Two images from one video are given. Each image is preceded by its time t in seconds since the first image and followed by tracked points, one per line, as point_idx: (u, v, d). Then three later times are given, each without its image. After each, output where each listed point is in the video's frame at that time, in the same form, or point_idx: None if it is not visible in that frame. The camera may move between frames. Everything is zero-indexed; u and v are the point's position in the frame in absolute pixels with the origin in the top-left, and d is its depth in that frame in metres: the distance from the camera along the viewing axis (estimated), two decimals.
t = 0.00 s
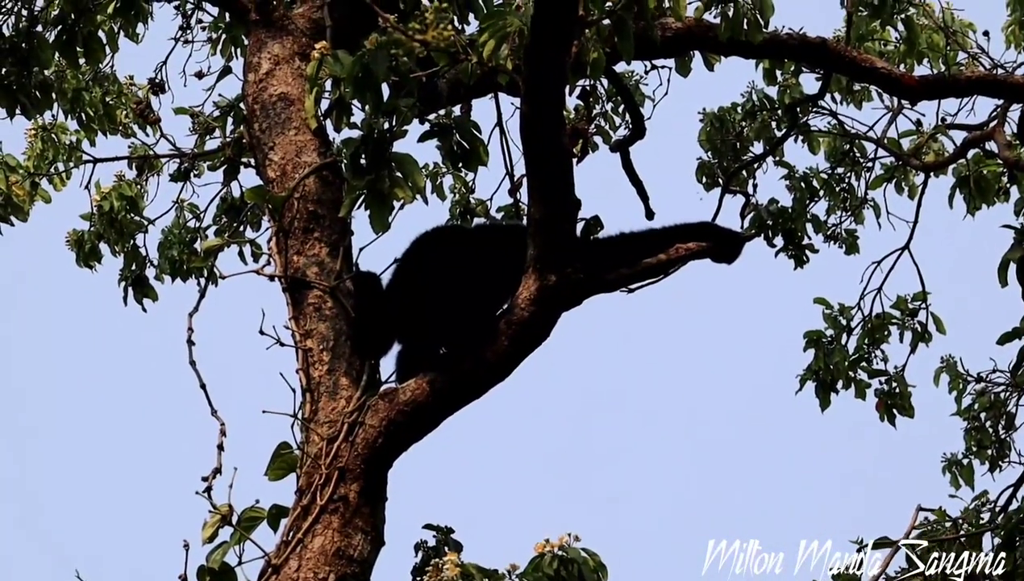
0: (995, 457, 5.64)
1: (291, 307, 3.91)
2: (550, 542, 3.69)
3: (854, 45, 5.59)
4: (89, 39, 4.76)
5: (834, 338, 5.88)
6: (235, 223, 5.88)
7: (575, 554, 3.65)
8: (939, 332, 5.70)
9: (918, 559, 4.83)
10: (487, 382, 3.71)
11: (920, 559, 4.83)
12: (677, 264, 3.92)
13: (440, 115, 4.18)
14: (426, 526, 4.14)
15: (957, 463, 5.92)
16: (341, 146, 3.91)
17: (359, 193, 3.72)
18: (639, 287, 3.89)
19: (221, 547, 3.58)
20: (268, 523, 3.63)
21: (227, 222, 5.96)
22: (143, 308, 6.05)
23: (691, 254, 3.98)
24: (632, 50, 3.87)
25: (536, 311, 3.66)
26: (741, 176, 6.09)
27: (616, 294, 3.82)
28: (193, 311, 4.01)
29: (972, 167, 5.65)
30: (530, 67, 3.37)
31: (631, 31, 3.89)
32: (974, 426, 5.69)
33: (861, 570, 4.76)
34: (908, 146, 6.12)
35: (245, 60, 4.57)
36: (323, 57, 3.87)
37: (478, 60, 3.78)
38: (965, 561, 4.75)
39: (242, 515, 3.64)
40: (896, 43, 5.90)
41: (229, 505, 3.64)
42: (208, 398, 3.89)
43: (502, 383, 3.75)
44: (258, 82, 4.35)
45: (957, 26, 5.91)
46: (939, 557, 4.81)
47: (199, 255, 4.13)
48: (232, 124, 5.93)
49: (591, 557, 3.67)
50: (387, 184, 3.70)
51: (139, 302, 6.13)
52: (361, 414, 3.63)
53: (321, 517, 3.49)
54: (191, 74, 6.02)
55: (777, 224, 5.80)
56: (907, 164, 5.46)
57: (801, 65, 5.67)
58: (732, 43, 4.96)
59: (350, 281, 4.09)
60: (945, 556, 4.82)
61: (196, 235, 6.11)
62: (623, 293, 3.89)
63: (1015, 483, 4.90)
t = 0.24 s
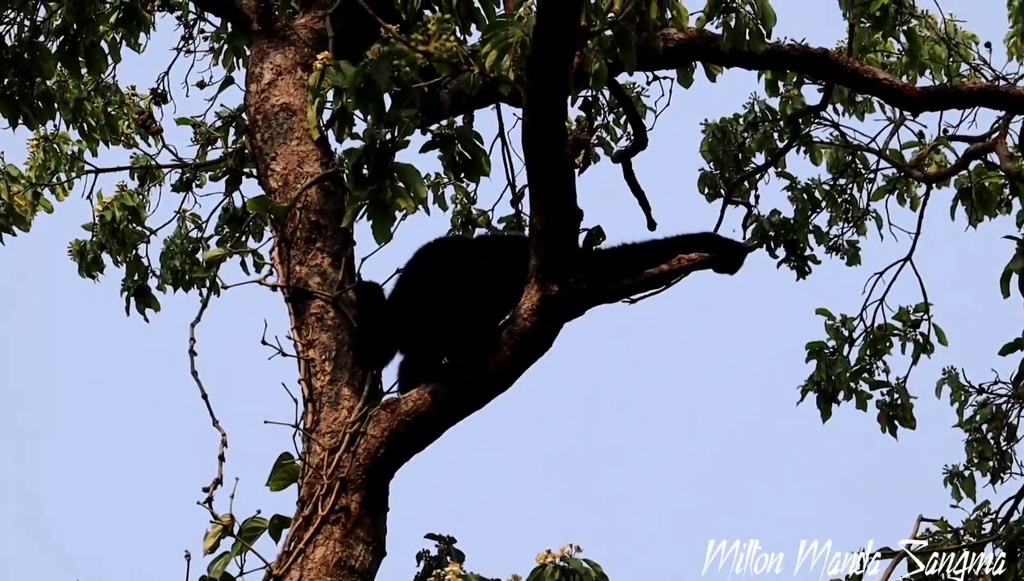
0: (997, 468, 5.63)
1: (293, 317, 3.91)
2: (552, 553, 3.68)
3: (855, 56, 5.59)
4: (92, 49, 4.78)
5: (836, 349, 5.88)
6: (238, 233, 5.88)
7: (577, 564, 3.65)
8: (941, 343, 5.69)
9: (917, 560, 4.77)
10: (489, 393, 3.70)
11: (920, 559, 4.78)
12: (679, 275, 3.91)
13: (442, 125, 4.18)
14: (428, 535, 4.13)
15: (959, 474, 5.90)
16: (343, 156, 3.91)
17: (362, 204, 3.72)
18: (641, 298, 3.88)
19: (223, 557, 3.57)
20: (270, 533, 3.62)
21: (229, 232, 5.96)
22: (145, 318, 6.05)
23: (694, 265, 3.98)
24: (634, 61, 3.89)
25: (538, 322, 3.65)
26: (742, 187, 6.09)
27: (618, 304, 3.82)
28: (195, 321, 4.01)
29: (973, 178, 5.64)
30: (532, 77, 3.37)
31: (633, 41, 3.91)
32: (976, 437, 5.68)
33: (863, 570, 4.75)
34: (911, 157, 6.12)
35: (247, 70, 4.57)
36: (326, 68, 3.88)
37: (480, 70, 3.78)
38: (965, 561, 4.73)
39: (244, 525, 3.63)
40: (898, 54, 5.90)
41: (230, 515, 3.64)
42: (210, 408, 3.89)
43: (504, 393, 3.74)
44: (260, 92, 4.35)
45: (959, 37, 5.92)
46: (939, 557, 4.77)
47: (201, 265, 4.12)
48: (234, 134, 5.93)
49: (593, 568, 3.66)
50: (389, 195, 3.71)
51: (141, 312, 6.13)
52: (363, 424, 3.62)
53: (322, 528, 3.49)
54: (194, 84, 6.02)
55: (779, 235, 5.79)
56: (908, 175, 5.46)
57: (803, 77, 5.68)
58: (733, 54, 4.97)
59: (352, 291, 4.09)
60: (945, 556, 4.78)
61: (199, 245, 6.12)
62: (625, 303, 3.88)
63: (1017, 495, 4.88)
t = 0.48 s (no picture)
0: (997, 482, 5.61)
1: (294, 329, 3.90)
2: (552, 566, 3.65)
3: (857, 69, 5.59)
4: (93, 60, 4.78)
5: (836, 361, 5.86)
6: (238, 244, 5.87)
7: (577, 577, 3.62)
8: (941, 356, 5.68)
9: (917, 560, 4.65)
10: (490, 405, 3.69)
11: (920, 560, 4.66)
12: (681, 288, 3.90)
13: (444, 137, 4.18)
14: (428, 547, 4.12)
15: (958, 487, 5.88)
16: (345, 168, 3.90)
17: (363, 216, 3.71)
18: (642, 311, 3.87)
19: (223, 568, 3.56)
20: (270, 544, 3.60)
21: (230, 243, 5.96)
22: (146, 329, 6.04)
23: (695, 277, 3.97)
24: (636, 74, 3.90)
25: (539, 334, 3.64)
26: (744, 199, 6.07)
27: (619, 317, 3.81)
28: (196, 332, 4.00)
29: (975, 192, 5.64)
30: (534, 90, 3.37)
31: (635, 53, 3.93)
32: (976, 451, 5.66)
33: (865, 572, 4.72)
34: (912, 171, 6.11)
35: (249, 82, 4.57)
36: (327, 79, 3.87)
37: (482, 82, 3.78)
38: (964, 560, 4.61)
39: (244, 536, 3.62)
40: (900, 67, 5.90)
41: (230, 526, 3.62)
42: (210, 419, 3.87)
43: (505, 406, 3.73)
44: (262, 103, 4.35)
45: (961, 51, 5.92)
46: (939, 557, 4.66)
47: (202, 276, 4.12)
48: (235, 146, 5.93)
49: None
50: (390, 207, 3.70)
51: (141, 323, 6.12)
52: (363, 436, 3.61)
53: (322, 539, 3.48)
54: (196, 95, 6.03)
55: (780, 248, 5.78)
56: (910, 188, 5.46)
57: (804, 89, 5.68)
58: (735, 67, 4.97)
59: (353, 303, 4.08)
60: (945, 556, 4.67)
61: (199, 256, 6.11)
62: (626, 316, 3.87)
63: (1018, 509, 4.86)
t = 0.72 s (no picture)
0: (989, 495, 5.61)
1: (288, 337, 3.89)
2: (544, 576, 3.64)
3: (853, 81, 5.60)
4: (90, 68, 4.78)
5: (830, 374, 5.86)
6: (233, 253, 5.86)
7: None
8: (935, 369, 5.68)
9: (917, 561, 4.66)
10: (484, 416, 3.68)
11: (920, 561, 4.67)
12: (676, 299, 3.91)
13: (440, 147, 4.18)
14: (420, 557, 4.11)
15: (951, 500, 5.88)
16: (341, 178, 3.90)
17: (359, 226, 3.71)
18: (636, 322, 3.86)
19: (215, 577, 3.54)
20: (263, 553, 3.59)
21: (225, 252, 5.95)
22: (140, 338, 6.03)
23: (690, 289, 3.97)
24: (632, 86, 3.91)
25: (534, 344, 3.64)
26: (739, 212, 6.08)
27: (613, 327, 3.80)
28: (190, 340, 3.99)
29: (970, 205, 5.65)
30: (530, 100, 3.37)
31: (632, 65, 3.91)
32: (968, 463, 5.66)
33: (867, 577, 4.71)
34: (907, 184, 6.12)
35: (245, 91, 4.57)
36: (324, 89, 3.87)
37: (479, 93, 3.78)
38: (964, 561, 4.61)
39: (237, 545, 3.60)
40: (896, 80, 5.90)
41: (223, 534, 3.61)
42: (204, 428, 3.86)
43: (499, 416, 3.72)
44: (259, 112, 4.35)
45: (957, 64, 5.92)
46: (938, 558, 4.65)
47: (197, 285, 4.10)
48: (231, 155, 5.93)
49: None
50: (386, 217, 3.70)
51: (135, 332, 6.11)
52: (357, 445, 3.60)
53: (315, 548, 3.47)
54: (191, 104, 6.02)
55: (775, 260, 5.79)
56: (906, 201, 5.47)
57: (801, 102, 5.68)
58: (732, 79, 4.98)
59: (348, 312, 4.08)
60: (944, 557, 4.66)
61: (194, 265, 6.10)
62: (621, 327, 3.87)
63: (1010, 521, 4.86)
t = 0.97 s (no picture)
0: (972, 493, 5.64)
1: (271, 336, 3.89)
2: (528, 574, 3.64)
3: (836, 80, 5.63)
4: (73, 65, 4.76)
5: (813, 372, 5.89)
6: (216, 251, 5.85)
7: None
8: (918, 368, 5.71)
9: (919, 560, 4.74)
10: (468, 413, 3.69)
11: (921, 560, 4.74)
12: (659, 297, 3.92)
13: (424, 145, 4.18)
14: (404, 556, 4.11)
15: (934, 498, 5.91)
16: (324, 176, 3.90)
17: (342, 224, 3.71)
18: (619, 320, 3.87)
19: (199, 575, 3.54)
20: (247, 551, 3.59)
21: (208, 250, 5.94)
22: (123, 336, 6.01)
23: (673, 288, 3.98)
24: (616, 84, 3.93)
25: (517, 343, 3.65)
26: (722, 211, 6.10)
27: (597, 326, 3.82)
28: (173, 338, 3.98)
29: (952, 204, 5.68)
30: (514, 99, 3.38)
31: (616, 63, 3.94)
32: (951, 462, 5.69)
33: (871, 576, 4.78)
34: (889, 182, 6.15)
35: (228, 89, 4.56)
36: (307, 87, 3.87)
37: (462, 91, 3.79)
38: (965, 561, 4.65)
39: (221, 543, 3.60)
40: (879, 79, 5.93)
41: (207, 533, 3.61)
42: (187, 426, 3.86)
43: (483, 414, 3.73)
44: (242, 110, 4.34)
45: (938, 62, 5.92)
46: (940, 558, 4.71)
47: (180, 283, 4.10)
48: (214, 152, 5.92)
49: None
50: (370, 215, 3.70)
51: (118, 330, 6.09)
52: (341, 443, 3.61)
53: (299, 546, 3.47)
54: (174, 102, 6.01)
55: (758, 259, 5.81)
56: (889, 200, 5.50)
57: (783, 101, 5.71)
58: (715, 78, 5.00)
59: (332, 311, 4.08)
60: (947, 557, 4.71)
61: (177, 263, 6.09)
62: (604, 326, 3.88)
63: (993, 520, 4.90)
